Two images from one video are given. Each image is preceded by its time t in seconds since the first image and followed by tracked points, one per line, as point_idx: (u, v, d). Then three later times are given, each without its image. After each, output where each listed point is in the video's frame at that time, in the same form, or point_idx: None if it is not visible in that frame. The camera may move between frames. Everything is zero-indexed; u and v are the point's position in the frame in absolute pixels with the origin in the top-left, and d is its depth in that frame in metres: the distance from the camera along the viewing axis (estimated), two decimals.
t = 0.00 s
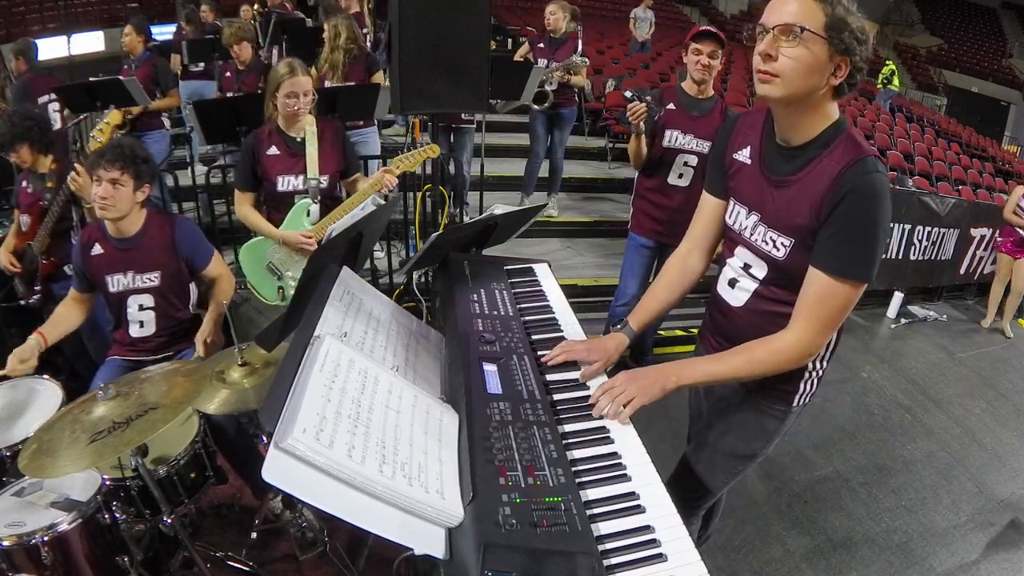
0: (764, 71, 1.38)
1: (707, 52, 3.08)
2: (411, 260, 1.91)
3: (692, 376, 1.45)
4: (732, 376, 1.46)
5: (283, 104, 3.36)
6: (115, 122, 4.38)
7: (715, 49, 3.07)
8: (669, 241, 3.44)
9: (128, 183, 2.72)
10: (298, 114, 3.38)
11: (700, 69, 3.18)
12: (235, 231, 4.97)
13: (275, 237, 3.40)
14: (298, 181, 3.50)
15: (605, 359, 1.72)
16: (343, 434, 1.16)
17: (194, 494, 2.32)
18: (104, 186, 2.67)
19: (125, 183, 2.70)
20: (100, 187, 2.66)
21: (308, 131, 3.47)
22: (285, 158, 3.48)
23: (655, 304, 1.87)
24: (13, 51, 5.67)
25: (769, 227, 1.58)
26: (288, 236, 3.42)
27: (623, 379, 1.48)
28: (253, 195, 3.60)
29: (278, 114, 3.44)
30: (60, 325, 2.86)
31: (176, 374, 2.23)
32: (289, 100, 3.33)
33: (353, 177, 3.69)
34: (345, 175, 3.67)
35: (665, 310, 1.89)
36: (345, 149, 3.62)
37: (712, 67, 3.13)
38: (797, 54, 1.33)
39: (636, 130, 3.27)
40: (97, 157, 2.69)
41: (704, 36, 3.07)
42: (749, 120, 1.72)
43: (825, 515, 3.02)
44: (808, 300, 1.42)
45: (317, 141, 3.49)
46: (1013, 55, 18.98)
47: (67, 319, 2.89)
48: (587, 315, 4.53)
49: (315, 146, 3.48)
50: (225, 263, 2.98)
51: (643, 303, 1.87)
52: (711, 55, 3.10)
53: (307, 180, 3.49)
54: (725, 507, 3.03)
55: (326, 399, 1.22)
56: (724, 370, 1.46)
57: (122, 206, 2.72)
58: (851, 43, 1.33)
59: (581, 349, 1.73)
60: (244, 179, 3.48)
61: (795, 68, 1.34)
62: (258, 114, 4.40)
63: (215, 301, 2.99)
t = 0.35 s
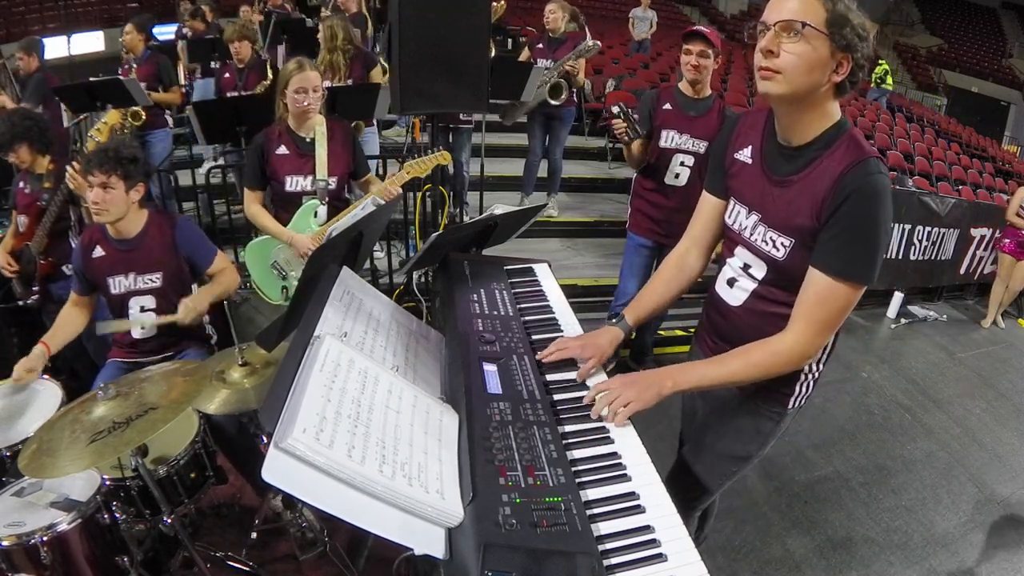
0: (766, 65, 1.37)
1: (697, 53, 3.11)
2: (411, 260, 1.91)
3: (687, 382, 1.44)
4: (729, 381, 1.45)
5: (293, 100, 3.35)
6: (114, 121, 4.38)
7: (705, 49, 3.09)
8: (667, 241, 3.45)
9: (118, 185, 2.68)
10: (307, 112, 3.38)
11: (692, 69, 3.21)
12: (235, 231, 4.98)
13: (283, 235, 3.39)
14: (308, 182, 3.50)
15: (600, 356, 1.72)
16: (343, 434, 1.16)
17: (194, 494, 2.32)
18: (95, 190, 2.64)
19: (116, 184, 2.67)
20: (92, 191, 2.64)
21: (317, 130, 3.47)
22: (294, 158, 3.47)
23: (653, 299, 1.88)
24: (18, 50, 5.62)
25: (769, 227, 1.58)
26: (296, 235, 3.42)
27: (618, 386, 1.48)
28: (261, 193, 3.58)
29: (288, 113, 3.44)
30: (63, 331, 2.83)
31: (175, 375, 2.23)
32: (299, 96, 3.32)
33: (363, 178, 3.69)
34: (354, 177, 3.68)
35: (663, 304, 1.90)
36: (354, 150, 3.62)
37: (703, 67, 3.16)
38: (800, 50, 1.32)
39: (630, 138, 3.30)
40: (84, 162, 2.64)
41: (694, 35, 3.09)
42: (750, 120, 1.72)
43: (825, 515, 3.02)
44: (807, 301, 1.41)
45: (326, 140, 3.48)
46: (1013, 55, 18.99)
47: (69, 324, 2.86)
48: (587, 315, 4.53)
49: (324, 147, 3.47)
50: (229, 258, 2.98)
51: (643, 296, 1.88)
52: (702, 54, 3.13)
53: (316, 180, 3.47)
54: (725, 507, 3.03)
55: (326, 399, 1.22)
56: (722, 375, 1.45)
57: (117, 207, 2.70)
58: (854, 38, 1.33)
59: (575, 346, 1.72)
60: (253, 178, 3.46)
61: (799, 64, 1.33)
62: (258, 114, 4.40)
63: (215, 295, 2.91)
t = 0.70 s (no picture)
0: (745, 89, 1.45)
1: (679, 48, 3.03)
2: (411, 260, 1.91)
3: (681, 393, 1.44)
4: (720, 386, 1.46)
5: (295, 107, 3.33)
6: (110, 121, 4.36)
7: (686, 44, 3.01)
8: (656, 240, 3.45)
9: (114, 181, 2.67)
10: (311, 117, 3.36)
11: (676, 64, 3.13)
12: (235, 231, 4.97)
13: (285, 232, 3.40)
14: (314, 181, 3.49)
15: (598, 350, 1.75)
16: (343, 434, 1.16)
17: (194, 494, 2.32)
18: (93, 188, 2.63)
19: (113, 181, 2.66)
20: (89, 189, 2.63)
21: (323, 133, 3.46)
22: (300, 157, 3.47)
23: (653, 297, 1.89)
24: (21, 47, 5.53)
25: (775, 225, 1.58)
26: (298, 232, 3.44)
27: (609, 402, 1.46)
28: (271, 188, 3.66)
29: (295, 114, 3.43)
30: (65, 326, 2.86)
31: (176, 374, 2.23)
32: (300, 103, 3.29)
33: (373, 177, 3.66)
34: (364, 176, 3.67)
35: (662, 303, 1.91)
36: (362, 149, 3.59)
37: (685, 62, 3.07)
38: (769, 68, 1.38)
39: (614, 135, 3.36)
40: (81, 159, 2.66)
41: (676, 31, 3.01)
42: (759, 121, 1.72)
43: (825, 515, 3.02)
44: (803, 297, 1.40)
45: (334, 141, 3.48)
46: (1013, 55, 19.01)
47: (70, 320, 2.89)
48: (587, 315, 4.53)
49: (331, 146, 3.47)
50: (227, 264, 2.98)
51: (642, 295, 1.90)
52: (684, 50, 3.04)
53: (320, 180, 3.48)
54: (725, 507, 3.03)
55: (326, 399, 1.22)
56: (709, 381, 1.46)
57: (115, 204, 2.69)
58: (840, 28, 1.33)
59: (574, 341, 1.75)
60: (262, 174, 3.53)
61: (771, 81, 1.39)
62: (259, 114, 4.39)
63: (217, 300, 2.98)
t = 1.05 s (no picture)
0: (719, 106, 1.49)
1: (667, 45, 3.03)
2: (411, 260, 1.90)
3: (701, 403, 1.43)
4: (742, 392, 1.46)
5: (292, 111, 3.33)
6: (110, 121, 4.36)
7: (674, 41, 3.00)
8: (645, 240, 3.44)
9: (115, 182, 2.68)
10: (308, 121, 3.35)
11: (664, 62, 3.12)
12: (235, 231, 4.97)
13: (281, 228, 3.41)
14: (312, 181, 3.49)
15: (625, 362, 1.74)
16: (343, 434, 1.16)
17: (195, 494, 2.32)
18: (94, 191, 2.63)
19: (114, 183, 2.67)
20: (91, 192, 2.64)
21: (323, 136, 3.45)
22: (301, 156, 3.47)
23: (675, 312, 1.89)
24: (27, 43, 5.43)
25: (768, 227, 1.59)
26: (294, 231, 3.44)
27: (633, 410, 1.44)
28: (273, 187, 3.67)
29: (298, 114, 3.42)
30: (64, 331, 2.84)
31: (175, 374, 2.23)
32: (295, 108, 3.28)
33: (375, 179, 3.63)
34: (366, 178, 3.64)
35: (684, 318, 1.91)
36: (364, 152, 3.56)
37: (673, 59, 3.07)
38: (731, 87, 1.42)
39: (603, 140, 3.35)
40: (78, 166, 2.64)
41: (666, 28, 3.00)
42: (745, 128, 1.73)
43: (825, 515, 3.02)
44: (808, 295, 1.41)
45: (336, 141, 3.47)
46: (1013, 55, 19.01)
47: (70, 326, 2.87)
48: (587, 315, 4.53)
49: (332, 147, 3.46)
50: (227, 265, 2.98)
51: (663, 310, 1.90)
52: (672, 46, 3.04)
53: (320, 180, 3.47)
54: (725, 507, 3.03)
55: (326, 399, 1.22)
56: (730, 389, 1.45)
57: (117, 206, 2.70)
58: (779, 34, 1.32)
59: (602, 351, 1.75)
60: (263, 174, 3.54)
61: (736, 98, 1.42)
62: (259, 114, 4.39)
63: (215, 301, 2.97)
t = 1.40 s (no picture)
0: (721, 108, 1.48)
1: (660, 44, 3.05)
2: (411, 260, 1.91)
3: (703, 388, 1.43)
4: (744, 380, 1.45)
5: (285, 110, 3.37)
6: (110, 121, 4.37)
7: (668, 40, 3.03)
8: (638, 241, 3.44)
9: (117, 180, 2.69)
10: (303, 117, 3.36)
11: (656, 61, 3.14)
12: (235, 231, 4.97)
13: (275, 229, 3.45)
14: (303, 181, 3.48)
15: (611, 325, 1.88)
16: (343, 434, 1.16)
17: (194, 493, 2.32)
18: (96, 189, 2.64)
19: (117, 181, 2.68)
20: (94, 191, 2.64)
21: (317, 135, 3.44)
22: (295, 156, 3.46)
23: (668, 288, 1.95)
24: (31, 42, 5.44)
25: (767, 220, 1.59)
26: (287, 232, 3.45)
27: (632, 401, 1.44)
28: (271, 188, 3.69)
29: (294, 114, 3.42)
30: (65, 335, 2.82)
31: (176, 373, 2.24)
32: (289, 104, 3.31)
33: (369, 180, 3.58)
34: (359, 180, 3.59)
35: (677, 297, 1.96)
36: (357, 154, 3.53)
37: (665, 58, 3.09)
38: (738, 92, 1.41)
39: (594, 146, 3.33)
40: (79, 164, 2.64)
41: (658, 27, 3.03)
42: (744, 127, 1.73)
43: (825, 515, 3.02)
44: (806, 286, 1.41)
45: (330, 142, 3.44)
46: (1013, 55, 19.00)
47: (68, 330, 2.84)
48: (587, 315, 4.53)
49: (326, 149, 3.43)
50: (225, 266, 2.98)
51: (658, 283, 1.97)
52: (666, 46, 3.07)
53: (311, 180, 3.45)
54: (725, 508, 3.03)
55: (326, 399, 1.22)
56: (733, 374, 1.45)
57: (120, 204, 2.71)
58: (786, 38, 1.34)
59: (592, 313, 1.90)
60: (262, 172, 3.57)
61: (743, 102, 1.43)
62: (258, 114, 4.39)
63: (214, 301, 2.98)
